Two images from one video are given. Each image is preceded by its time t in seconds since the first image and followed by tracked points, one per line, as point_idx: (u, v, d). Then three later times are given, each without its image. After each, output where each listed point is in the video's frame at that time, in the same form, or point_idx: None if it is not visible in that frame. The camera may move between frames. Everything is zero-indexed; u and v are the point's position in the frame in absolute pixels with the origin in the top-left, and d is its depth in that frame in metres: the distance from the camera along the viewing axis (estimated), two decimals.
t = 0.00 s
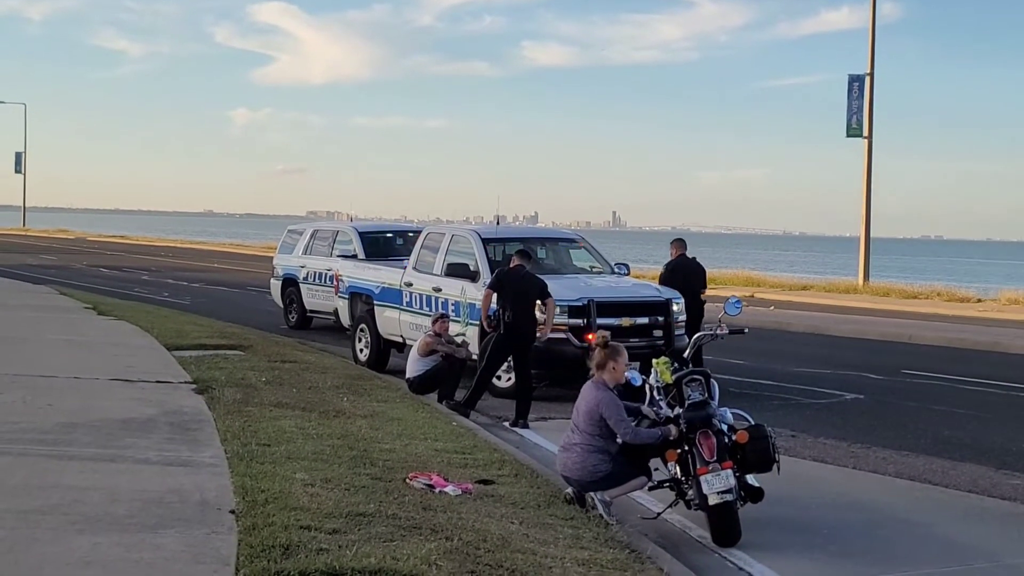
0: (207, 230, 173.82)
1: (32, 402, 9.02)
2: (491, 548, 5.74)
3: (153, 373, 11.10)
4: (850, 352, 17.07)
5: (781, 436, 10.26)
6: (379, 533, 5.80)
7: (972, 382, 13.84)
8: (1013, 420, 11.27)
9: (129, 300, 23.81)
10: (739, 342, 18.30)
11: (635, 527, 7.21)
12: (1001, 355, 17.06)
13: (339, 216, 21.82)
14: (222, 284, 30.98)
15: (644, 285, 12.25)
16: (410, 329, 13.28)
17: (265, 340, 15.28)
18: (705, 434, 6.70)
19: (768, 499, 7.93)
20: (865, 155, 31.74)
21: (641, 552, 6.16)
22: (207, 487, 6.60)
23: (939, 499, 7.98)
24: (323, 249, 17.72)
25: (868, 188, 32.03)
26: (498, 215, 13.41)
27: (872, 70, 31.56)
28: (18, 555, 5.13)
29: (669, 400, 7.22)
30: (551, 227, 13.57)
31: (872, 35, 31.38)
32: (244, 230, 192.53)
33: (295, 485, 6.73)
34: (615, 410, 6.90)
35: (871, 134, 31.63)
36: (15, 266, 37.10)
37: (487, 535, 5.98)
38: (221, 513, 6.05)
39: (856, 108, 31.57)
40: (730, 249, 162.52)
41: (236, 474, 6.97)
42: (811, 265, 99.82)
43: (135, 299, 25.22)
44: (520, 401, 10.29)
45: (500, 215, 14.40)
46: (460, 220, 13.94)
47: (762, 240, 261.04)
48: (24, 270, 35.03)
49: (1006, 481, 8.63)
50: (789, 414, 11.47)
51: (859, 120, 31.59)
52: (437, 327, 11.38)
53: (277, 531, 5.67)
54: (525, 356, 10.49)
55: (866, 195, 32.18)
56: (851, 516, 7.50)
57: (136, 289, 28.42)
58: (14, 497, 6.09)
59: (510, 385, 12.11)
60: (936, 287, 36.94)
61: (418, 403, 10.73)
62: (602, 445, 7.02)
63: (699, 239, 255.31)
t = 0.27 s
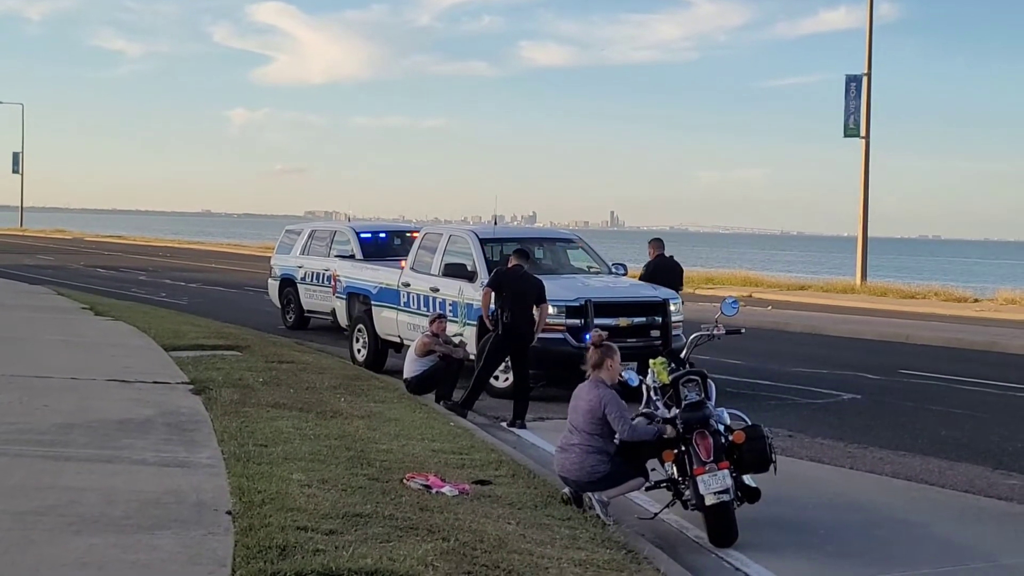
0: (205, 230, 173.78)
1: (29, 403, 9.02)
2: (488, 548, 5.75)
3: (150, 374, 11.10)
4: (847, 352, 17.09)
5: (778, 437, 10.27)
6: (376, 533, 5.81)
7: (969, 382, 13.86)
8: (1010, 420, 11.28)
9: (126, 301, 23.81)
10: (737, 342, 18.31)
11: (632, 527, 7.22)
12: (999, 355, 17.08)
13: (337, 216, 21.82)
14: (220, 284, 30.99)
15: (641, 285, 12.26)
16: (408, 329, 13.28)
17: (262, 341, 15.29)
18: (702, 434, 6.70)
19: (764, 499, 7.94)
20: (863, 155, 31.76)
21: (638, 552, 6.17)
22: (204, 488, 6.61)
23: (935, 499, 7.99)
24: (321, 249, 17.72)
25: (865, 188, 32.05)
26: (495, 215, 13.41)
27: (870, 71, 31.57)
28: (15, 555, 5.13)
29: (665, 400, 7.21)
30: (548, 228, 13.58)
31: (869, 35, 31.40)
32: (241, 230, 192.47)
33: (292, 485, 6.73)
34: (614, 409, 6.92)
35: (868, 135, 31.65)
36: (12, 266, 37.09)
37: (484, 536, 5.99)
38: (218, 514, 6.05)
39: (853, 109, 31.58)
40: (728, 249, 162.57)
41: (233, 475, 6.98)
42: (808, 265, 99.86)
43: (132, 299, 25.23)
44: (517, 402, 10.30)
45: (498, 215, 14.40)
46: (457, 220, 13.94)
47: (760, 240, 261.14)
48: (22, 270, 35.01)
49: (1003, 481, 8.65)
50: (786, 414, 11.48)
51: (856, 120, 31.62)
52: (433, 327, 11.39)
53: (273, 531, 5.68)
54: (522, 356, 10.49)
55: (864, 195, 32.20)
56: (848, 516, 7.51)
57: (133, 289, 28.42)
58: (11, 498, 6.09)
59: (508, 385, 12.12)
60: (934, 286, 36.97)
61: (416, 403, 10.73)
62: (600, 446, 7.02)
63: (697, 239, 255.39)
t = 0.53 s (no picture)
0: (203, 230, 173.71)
1: (27, 403, 9.01)
2: (486, 548, 5.75)
3: (148, 373, 11.10)
4: (845, 351, 17.10)
5: (776, 436, 10.28)
6: (374, 533, 5.81)
7: (967, 381, 13.86)
8: (1008, 419, 11.29)
9: (124, 300, 23.79)
10: (735, 342, 18.32)
11: (630, 526, 7.22)
12: (996, 355, 17.09)
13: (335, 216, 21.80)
14: (218, 284, 30.98)
15: (639, 284, 12.25)
16: (406, 329, 13.28)
17: (260, 340, 15.28)
18: (700, 434, 6.69)
19: (762, 498, 7.94)
20: (861, 155, 31.76)
21: (636, 552, 6.17)
22: (202, 488, 6.61)
23: (933, 499, 7.99)
24: (318, 249, 17.71)
25: (863, 187, 32.05)
26: (493, 214, 13.41)
27: (868, 70, 31.56)
28: (12, 555, 5.13)
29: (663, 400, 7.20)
30: (546, 227, 13.58)
31: (867, 34, 31.40)
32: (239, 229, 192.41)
33: (290, 485, 6.73)
34: (609, 407, 6.96)
35: (866, 134, 31.65)
36: (10, 266, 37.07)
37: (482, 535, 5.99)
38: (216, 514, 6.05)
39: (851, 108, 31.59)
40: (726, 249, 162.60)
41: (231, 474, 6.98)
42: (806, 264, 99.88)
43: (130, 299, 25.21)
44: (515, 401, 10.30)
45: (495, 214, 14.40)
46: (455, 220, 13.94)
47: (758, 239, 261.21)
48: (20, 270, 34.99)
49: (1000, 480, 8.66)
50: (784, 414, 11.48)
51: (854, 119, 31.64)
52: (431, 327, 11.38)
53: (271, 531, 5.68)
54: (520, 356, 10.50)
55: (862, 194, 32.20)
56: (845, 515, 7.51)
57: (131, 289, 28.41)
58: (8, 498, 6.09)
59: (505, 385, 12.11)
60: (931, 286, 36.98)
61: (413, 403, 10.73)
62: (597, 445, 7.04)
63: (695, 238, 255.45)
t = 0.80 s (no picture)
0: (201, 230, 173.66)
1: (26, 403, 9.01)
2: (484, 548, 5.75)
3: (147, 374, 11.09)
4: (844, 350, 17.11)
5: (775, 436, 10.28)
6: (373, 533, 5.81)
7: (966, 380, 13.87)
8: (1006, 418, 11.30)
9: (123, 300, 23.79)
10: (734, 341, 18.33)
11: (629, 526, 7.22)
12: (995, 353, 17.09)
13: (334, 215, 21.80)
14: (216, 284, 30.98)
15: (637, 284, 12.24)
16: (404, 328, 13.28)
17: (258, 340, 15.28)
18: (699, 433, 6.70)
19: (761, 498, 7.95)
20: (859, 153, 31.77)
21: (634, 552, 6.17)
22: (201, 488, 6.60)
23: (932, 498, 8.00)
24: (317, 249, 17.71)
25: (862, 186, 32.06)
26: (492, 214, 13.41)
27: (865, 69, 31.57)
28: (11, 556, 5.13)
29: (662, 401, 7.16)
30: (545, 227, 13.58)
31: (864, 33, 31.40)
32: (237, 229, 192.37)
33: (289, 485, 6.73)
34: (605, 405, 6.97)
35: (864, 133, 31.66)
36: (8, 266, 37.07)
37: (481, 535, 5.99)
38: (215, 514, 6.05)
39: (849, 107, 31.60)
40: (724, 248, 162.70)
41: (229, 474, 6.98)
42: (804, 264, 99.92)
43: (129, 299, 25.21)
44: (514, 401, 10.30)
45: (494, 214, 14.39)
46: (453, 220, 13.94)
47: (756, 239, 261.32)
48: (18, 270, 35.00)
49: (999, 479, 8.66)
50: (783, 413, 11.49)
51: (852, 118, 31.65)
52: (430, 327, 11.40)
53: (270, 531, 5.68)
54: (518, 356, 10.52)
55: (860, 193, 32.20)
56: (845, 515, 7.52)
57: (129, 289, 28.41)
58: (7, 499, 6.08)
59: (504, 384, 12.11)
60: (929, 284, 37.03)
61: (412, 403, 10.73)
62: (593, 444, 7.05)
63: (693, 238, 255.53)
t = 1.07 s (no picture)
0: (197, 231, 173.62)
1: (22, 404, 9.00)
2: (481, 548, 5.75)
3: (143, 375, 11.09)
4: (840, 350, 17.13)
5: (771, 435, 10.29)
6: (369, 533, 5.81)
7: (962, 380, 13.88)
8: (1002, 417, 11.32)
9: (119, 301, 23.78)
10: (731, 341, 18.34)
11: (625, 526, 7.22)
12: (991, 352, 17.12)
13: (329, 215, 21.76)
14: (212, 284, 30.98)
15: (634, 284, 12.24)
16: (400, 329, 13.28)
17: (255, 341, 15.28)
18: (694, 433, 6.70)
19: (758, 497, 7.96)
20: (855, 153, 31.82)
21: (630, 551, 6.17)
22: (197, 489, 6.60)
23: (928, 497, 8.00)
24: (313, 249, 17.71)
25: (858, 186, 32.11)
26: (488, 214, 13.41)
27: (861, 68, 31.61)
28: (7, 557, 5.12)
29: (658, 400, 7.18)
30: (541, 227, 13.58)
31: (860, 33, 31.43)
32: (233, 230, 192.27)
33: (285, 486, 6.73)
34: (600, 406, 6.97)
35: (860, 133, 31.71)
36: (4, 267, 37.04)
37: (476, 535, 5.99)
38: (210, 514, 6.04)
39: (845, 106, 31.65)
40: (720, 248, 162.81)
41: (226, 475, 6.97)
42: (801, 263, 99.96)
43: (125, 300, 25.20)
44: (510, 401, 10.30)
45: (490, 214, 14.40)
46: (450, 220, 13.93)
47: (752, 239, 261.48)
48: (13, 271, 34.98)
49: (995, 478, 8.67)
50: (779, 412, 11.50)
51: (848, 118, 31.68)
52: (426, 327, 11.38)
53: (266, 532, 5.68)
54: (515, 356, 10.50)
55: (856, 193, 32.24)
56: (841, 514, 7.52)
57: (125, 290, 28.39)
58: (3, 500, 6.08)
59: (500, 384, 12.11)
60: (925, 284, 37.07)
61: (408, 403, 10.73)
62: (589, 444, 7.03)
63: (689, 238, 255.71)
